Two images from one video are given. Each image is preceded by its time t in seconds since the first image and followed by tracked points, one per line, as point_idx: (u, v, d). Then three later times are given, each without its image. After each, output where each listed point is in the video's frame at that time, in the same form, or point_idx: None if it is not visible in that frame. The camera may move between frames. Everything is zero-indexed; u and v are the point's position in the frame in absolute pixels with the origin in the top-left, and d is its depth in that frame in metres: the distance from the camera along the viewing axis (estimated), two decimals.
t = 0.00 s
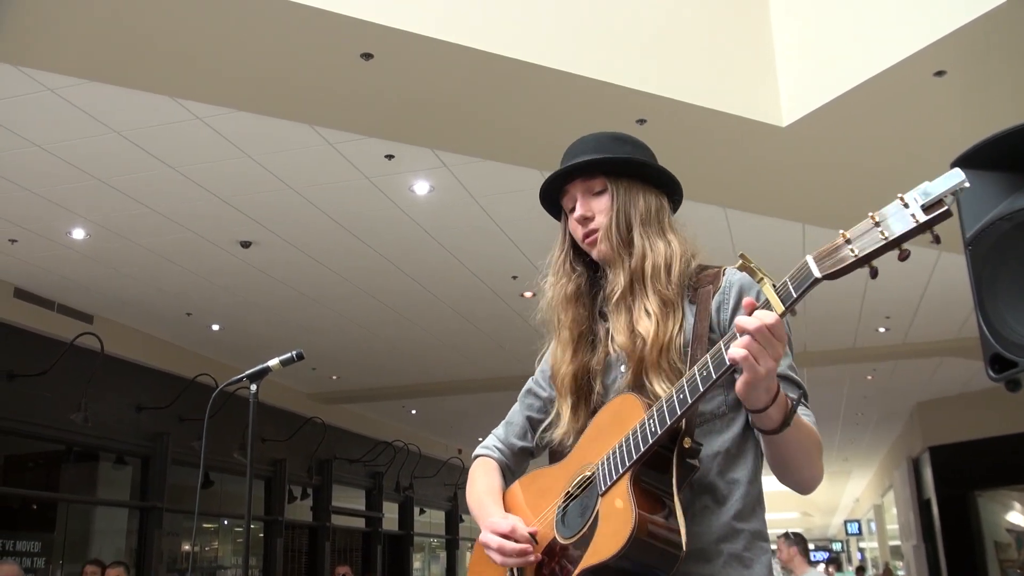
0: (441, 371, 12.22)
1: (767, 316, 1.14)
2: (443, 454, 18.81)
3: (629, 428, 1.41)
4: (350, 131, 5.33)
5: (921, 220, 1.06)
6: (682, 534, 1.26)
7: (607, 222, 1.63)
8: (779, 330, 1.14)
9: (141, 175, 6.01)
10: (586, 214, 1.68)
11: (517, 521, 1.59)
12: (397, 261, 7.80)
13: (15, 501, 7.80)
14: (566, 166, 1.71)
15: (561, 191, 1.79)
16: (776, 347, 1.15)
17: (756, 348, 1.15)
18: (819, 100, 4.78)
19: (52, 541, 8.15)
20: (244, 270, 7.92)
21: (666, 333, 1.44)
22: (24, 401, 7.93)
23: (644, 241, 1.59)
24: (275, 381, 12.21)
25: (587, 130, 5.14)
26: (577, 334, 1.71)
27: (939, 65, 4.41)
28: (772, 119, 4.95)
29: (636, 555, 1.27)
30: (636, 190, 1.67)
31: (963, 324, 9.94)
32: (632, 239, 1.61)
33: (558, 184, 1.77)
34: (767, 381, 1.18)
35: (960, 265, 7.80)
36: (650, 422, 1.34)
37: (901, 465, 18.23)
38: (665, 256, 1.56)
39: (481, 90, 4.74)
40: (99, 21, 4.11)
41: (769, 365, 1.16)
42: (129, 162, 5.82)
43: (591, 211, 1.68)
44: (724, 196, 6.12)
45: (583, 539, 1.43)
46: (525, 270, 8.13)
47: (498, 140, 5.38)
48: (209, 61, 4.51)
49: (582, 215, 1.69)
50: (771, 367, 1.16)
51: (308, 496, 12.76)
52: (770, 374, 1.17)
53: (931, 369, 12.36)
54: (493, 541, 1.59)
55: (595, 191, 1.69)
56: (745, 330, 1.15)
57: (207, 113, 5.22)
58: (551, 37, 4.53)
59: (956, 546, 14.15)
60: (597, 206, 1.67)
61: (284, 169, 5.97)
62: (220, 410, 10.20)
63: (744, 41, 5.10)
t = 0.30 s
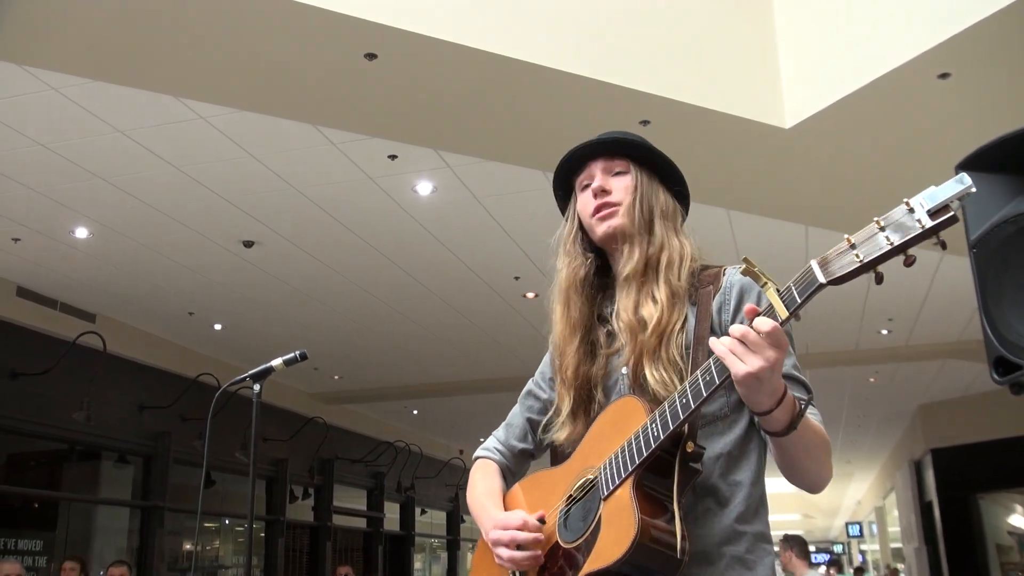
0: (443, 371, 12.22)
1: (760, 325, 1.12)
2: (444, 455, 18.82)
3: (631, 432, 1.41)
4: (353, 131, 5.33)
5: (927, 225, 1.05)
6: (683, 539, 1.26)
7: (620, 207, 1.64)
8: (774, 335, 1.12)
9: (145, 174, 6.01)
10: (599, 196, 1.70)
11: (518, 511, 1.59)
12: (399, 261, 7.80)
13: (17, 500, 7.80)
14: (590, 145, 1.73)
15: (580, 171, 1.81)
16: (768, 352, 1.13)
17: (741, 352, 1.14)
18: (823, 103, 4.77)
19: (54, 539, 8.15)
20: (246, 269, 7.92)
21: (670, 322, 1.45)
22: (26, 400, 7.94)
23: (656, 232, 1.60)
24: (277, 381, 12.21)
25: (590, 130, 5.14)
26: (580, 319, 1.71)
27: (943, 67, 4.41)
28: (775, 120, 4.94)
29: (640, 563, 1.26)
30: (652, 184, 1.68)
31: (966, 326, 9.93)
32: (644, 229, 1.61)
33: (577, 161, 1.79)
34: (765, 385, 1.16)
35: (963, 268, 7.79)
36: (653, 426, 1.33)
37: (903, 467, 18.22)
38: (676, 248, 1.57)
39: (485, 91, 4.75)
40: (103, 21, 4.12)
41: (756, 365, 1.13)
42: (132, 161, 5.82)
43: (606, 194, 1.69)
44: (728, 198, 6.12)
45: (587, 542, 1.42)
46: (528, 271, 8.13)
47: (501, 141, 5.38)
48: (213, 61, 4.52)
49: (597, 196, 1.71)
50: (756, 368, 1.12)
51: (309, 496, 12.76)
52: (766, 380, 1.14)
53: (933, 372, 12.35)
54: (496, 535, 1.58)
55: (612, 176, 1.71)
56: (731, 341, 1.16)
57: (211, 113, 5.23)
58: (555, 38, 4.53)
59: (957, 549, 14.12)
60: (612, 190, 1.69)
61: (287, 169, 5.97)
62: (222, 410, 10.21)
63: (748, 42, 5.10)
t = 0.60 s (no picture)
0: (445, 372, 12.22)
1: (735, 324, 1.11)
2: (447, 456, 18.82)
3: (625, 431, 1.41)
4: (356, 132, 5.34)
5: (902, 219, 1.03)
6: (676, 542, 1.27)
7: (623, 203, 1.63)
8: (750, 335, 1.11)
9: (148, 175, 6.02)
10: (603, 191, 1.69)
11: (516, 525, 1.60)
12: (402, 262, 7.80)
13: (20, 500, 7.82)
14: (598, 140, 1.73)
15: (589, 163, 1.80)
16: (744, 351, 1.12)
17: (718, 353, 1.14)
18: (825, 103, 4.77)
19: (57, 540, 8.15)
20: (249, 270, 7.92)
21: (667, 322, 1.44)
22: (29, 400, 7.94)
23: (659, 230, 1.58)
24: (280, 382, 12.22)
25: (593, 131, 5.13)
26: (582, 316, 1.71)
27: (947, 68, 4.41)
28: (778, 121, 4.94)
29: (630, 566, 1.28)
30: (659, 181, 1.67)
31: (969, 327, 9.91)
32: (647, 227, 1.60)
33: (586, 154, 1.79)
34: (744, 385, 1.14)
35: (967, 268, 7.77)
36: (643, 429, 1.34)
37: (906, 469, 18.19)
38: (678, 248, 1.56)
39: (487, 92, 4.75)
40: (106, 21, 4.12)
41: (733, 366, 1.12)
42: (135, 162, 5.83)
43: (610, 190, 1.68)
44: (731, 198, 6.11)
45: (582, 545, 1.43)
46: (531, 271, 8.13)
47: (504, 141, 5.38)
48: (216, 62, 4.52)
49: (602, 191, 1.70)
50: (732, 369, 1.12)
51: (312, 496, 12.76)
52: (746, 379, 1.13)
53: (937, 373, 12.32)
54: (495, 546, 1.60)
55: (617, 171, 1.70)
56: (708, 342, 1.15)
57: (213, 114, 5.23)
58: (557, 38, 4.53)
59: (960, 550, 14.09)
60: (616, 186, 1.68)
61: (289, 170, 5.98)
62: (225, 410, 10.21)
63: (752, 42, 5.09)
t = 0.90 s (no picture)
0: (447, 372, 12.22)
1: (748, 327, 1.12)
2: (449, 456, 18.83)
3: (630, 434, 1.41)
4: (359, 133, 5.35)
5: (916, 223, 1.03)
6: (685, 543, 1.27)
7: (642, 205, 1.60)
8: (762, 338, 1.11)
9: (150, 175, 6.02)
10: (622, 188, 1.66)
11: (528, 530, 1.56)
12: (405, 263, 7.81)
13: (22, 500, 7.83)
14: (623, 132, 1.67)
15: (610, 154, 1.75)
16: (757, 353, 1.12)
17: (730, 355, 1.13)
18: (827, 105, 4.77)
19: (59, 540, 8.16)
20: (252, 270, 7.93)
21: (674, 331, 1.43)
22: (31, 400, 7.95)
23: (676, 235, 1.56)
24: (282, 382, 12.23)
25: (595, 132, 5.14)
26: (587, 311, 1.70)
27: (949, 70, 4.41)
28: (781, 122, 4.94)
29: (638, 567, 1.28)
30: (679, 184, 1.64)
31: (971, 329, 9.92)
32: (663, 232, 1.57)
33: (608, 145, 1.74)
34: (757, 387, 1.15)
35: (969, 270, 7.78)
36: (651, 429, 1.33)
37: (908, 470, 18.18)
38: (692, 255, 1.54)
39: (491, 93, 4.75)
40: (110, 22, 4.13)
41: (745, 369, 1.12)
42: (138, 162, 5.83)
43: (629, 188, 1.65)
44: (733, 200, 6.12)
45: (588, 546, 1.43)
46: (533, 273, 8.13)
47: (507, 143, 5.39)
48: (219, 63, 4.53)
49: (621, 187, 1.67)
50: (745, 372, 1.12)
51: (313, 496, 12.77)
52: (758, 381, 1.13)
53: (939, 374, 12.31)
54: (502, 549, 1.57)
55: (638, 167, 1.66)
56: (720, 345, 1.15)
57: (216, 114, 5.24)
58: (560, 39, 4.54)
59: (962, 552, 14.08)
60: (636, 184, 1.64)
61: (293, 171, 5.99)
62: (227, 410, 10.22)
63: (755, 43, 5.09)
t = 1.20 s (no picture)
0: (448, 373, 12.22)
1: (795, 336, 1.13)
2: (450, 457, 18.82)
3: (649, 437, 1.39)
4: (361, 134, 5.35)
5: (967, 234, 1.07)
6: (708, 543, 1.25)
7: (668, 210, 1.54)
8: (808, 348, 1.12)
9: (152, 176, 6.03)
10: (644, 187, 1.59)
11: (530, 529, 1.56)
12: (407, 264, 7.82)
13: (23, 500, 7.84)
14: (647, 129, 1.59)
15: (629, 148, 1.68)
16: (802, 365, 1.13)
17: (773, 364, 1.14)
18: (830, 106, 4.77)
19: (60, 540, 8.16)
20: (253, 271, 7.93)
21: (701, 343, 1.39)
22: (32, 400, 7.96)
23: (703, 245, 1.52)
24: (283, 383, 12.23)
25: (597, 133, 5.14)
26: (599, 312, 1.64)
27: (952, 70, 4.41)
28: (783, 123, 4.94)
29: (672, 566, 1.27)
30: (700, 190, 1.60)
31: (973, 329, 9.90)
32: (690, 240, 1.52)
33: (629, 137, 1.66)
34: (794, 395, 1.16)
35: (971, 271, 7.77)
36: (677, 431, 1.32)
37: (909, 471, 18.15)
38: (717, 266, 1.50)
39: (492, 93, 4.75)
40: (113, 23, 4.13)
41: (786, 379, 1.13)
42: (140, 163, 5.84)
43: (651, 188, 1.58)
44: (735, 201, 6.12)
45: (605, 548, 1.41)
46: (534, 273, 8.13)
47: (509, 144, 5.39)
48: (221, 64, 4.53)
49: (642, 187, 1.59)
50: (788, 381, 1.13)
51: (314, 497, 12.77)
52: (794, 393, 1.15)
53: (940, 375, 12.29)
54: (508, 551, 1.56)
55: (659, 168, 1.59)
56: (761, 352, 1.15)
57: (218, 114, 5.24)
58: (563, 40, 4.54)
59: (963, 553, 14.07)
60: (659, 186, 1.58)
61: (295, 172, 6.00)
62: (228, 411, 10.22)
63: (757, 43, 5.09)
